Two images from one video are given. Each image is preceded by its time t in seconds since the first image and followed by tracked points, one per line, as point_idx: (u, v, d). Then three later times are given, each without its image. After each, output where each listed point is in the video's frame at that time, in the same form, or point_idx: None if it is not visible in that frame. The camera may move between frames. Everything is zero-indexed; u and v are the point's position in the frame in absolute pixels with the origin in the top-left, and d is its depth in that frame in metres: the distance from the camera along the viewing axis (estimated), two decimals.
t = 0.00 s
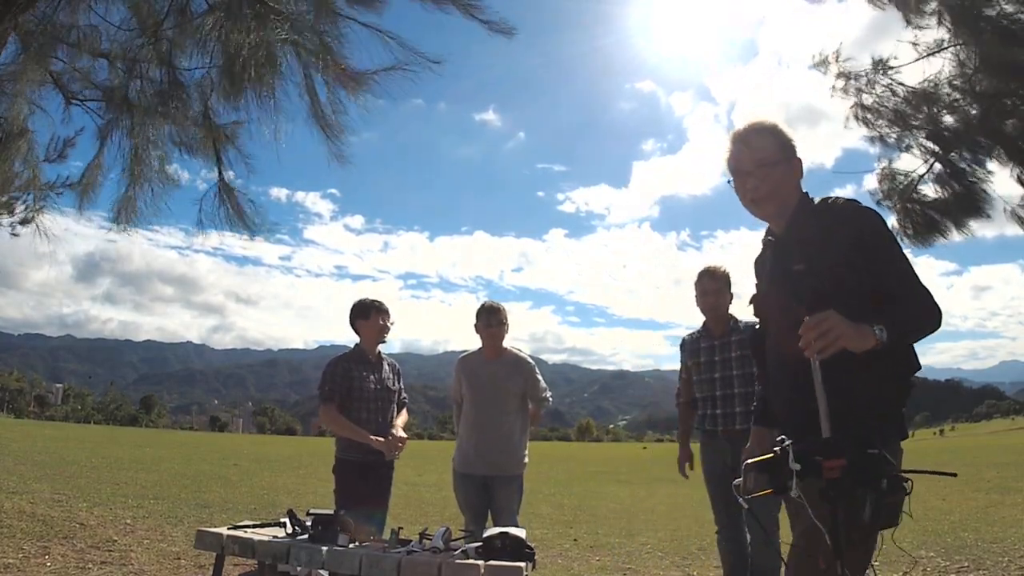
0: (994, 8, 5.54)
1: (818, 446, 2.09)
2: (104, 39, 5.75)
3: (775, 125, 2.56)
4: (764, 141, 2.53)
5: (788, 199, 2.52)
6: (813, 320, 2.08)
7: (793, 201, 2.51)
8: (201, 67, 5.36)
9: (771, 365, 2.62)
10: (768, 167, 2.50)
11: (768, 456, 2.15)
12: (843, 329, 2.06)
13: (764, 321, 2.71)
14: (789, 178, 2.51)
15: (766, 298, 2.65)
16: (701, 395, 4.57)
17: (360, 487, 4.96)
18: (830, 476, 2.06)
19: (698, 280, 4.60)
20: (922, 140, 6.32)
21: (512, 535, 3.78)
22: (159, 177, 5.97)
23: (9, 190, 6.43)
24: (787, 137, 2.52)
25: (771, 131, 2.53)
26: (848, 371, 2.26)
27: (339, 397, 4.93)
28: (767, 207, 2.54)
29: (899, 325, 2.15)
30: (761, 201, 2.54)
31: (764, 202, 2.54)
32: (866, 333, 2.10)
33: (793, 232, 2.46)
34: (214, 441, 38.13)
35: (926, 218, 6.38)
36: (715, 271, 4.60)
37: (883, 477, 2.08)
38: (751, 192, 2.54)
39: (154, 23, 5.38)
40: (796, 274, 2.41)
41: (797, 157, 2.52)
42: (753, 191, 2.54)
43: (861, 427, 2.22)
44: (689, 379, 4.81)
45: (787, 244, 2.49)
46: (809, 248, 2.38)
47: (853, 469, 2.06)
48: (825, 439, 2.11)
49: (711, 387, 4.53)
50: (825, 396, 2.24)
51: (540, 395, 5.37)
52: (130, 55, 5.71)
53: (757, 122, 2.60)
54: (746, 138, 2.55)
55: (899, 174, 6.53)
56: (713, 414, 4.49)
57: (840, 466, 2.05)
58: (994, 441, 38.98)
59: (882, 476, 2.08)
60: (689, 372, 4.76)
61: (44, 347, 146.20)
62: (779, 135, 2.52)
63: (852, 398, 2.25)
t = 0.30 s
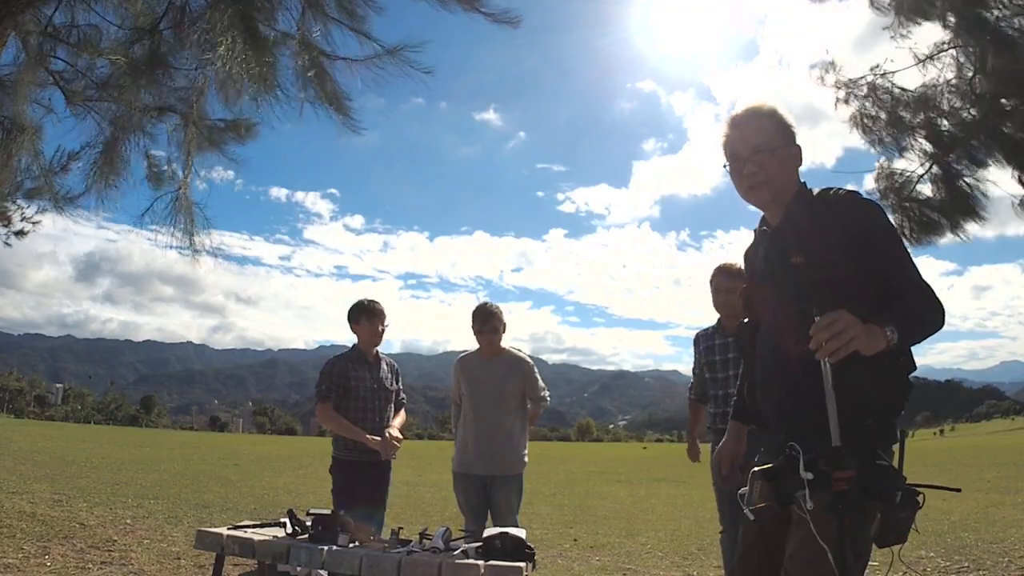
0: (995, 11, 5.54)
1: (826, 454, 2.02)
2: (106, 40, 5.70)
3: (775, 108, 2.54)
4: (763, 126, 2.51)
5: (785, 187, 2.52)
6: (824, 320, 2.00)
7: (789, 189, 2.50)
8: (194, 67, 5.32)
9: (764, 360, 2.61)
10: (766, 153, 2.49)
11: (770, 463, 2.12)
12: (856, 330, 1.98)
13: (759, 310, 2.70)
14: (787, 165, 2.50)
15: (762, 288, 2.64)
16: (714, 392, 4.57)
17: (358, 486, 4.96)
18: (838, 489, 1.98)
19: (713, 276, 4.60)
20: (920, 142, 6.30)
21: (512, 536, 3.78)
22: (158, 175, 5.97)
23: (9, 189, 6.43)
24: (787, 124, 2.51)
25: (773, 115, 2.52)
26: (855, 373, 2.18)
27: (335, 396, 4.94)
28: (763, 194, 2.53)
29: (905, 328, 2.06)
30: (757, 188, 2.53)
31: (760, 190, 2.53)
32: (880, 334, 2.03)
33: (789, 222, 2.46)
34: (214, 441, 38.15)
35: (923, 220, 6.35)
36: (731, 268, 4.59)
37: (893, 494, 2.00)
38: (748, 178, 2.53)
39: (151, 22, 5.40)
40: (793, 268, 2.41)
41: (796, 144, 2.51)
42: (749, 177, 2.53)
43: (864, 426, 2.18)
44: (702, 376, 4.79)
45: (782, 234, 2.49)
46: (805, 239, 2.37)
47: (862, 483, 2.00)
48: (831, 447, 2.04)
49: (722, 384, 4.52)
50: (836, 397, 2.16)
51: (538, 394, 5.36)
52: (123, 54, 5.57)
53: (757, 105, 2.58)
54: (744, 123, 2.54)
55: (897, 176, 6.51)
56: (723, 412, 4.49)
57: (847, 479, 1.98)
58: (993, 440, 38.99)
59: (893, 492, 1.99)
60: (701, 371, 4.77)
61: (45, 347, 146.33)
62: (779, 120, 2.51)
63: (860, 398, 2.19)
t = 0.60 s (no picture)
0: (997, 11, 5.54)
1: (814, 448, 2.02)
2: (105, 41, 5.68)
3: (773, 101, 2.52)
4: (759, 118, 2.51)
5: (779, 182, 2.53)
6: (822, 311, 1.97)
7: (783, 184, 2.51)
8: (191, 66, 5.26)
9: (757, 356, 2.61)
10: (761, 146, 2.49)
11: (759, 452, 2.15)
12: (853, 324, 1.96)
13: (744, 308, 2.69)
14: (781, 160, 2.50)
15: (751, 284, 2.63)
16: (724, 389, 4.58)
17: (356, 486, 4.96)
18: (824, 482, 1.96)
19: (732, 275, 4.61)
20: (920, 142, 6.30)
21: (512, 536, 3.78)
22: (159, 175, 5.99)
23: (11, 190, 6.44)
24: (784, 117, 2.51)
25: (772, 108, 2.50)
26: (848, 368, 2.18)
27: (333, 395, 4.95)
28: (757, 187, 2.53)
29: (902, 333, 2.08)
30: (752, 181, 2.53)
31: (755, 182, 2.53)
32: (874, 330, 2.02)
33: (784, 218, 2.46)
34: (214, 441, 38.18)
35: (920, 221, 6.32)
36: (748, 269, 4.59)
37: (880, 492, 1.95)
38: (744, 169, 2.53)
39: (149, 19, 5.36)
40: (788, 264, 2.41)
41: (791, 138, 2.51)
42: (743, 169, 2.53)
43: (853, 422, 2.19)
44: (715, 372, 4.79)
45: (777, 228, 2.49)
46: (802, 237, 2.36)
47: (851, 477, 1.96)
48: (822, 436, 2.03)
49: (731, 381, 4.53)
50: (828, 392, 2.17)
51: (537, 393, 5.37)
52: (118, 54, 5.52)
53: (755, 96, 2.56)
54: (740, 115, 2.54)
55: (896, 177, 6.51)
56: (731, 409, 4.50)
57: (835, 473, 1.95)
58: (993, 440, 38.99)
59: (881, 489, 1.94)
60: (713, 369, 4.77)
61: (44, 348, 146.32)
62: (776, 112, 2.50)
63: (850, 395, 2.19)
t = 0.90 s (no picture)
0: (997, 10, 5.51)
1: (805, 431, 2.01)
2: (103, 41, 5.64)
3: (751, 114, 2.51)
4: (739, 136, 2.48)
5: (761, 197, 2.52)
6: (815, 296, 1.99)
7: (765, 198, 2.51)
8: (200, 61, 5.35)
9: (741, 360, 2.61)
10: (742, 165, 2.48)
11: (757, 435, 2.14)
12: (844, 312, 1.98)
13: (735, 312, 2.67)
14: (761, 176, 2.49)
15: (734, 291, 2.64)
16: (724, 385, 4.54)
17: (354, 485, 4.96)
18: (812, 463, 1.96)
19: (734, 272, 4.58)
20: (922, 143, 6.30)
21: (512, 536, 3.77)
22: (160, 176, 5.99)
23: (12, 190, 6.44)
24: (761, 132, 2.49)
25: (750, 120, 2.49)
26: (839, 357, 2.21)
27: (333, 394, 4.95)
28: (740, 204, 2.52)
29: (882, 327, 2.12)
30: (736, 198, 2.52)
31: (738, 200, 2.52)
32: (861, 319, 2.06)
33: (769, 232, 2.47)
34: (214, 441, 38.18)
35: (925, 221, 6.40)
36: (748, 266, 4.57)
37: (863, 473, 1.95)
38: (726, 189, 2.52)
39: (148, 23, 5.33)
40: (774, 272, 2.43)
41: (770, 153, 2.50)
42: (726, 188, 2.51)
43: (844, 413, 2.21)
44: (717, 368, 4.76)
45: (761, 241, 2.50)
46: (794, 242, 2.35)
47: (838, 461, 1.95)
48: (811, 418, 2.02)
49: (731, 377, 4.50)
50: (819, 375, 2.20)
51: (536, 393, 5.37)
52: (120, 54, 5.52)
53: (730, 113, 2.54)
54: (719, 133, 2.51)
55: (900, 177, 6.54)
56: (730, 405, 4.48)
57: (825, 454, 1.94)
58: (993, 440, 39.00)
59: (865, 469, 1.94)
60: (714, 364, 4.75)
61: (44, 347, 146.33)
62: (753, 129, 2.48)
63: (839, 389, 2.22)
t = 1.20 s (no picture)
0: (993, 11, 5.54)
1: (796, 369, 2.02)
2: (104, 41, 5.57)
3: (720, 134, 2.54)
4: (712, 156, 2.51)
5: (735, 212, 2.56)
6: (804, 242, 2.05)
7: (739, 213, 2.56)
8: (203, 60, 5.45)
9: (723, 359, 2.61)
10: (718, 184, 2.51)
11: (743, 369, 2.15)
12: (832, 256, 2.04)
13: (734, 306, 2.58)
14: (735, 193, 2.53)
15: (716, 292, 2.67)
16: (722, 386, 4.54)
17: (354, 485, 4.96)
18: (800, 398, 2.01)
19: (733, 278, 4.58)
20: (922, 141, 6.31)
21: (512, 536, 3.77)
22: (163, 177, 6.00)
23: (12, 190, 6.43)
24: (731, 151, 2.52)
25: (720, 143, 2.51)
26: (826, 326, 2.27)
27: (334, 394, 4.94)
28: (717, 222, 2.56)
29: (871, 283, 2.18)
30: (713, 216, 2.55)
31: (716, 218, 2.55)
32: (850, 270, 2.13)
33: (749, 242, 2.53)
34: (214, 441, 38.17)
35: (926, 220, 6.39)
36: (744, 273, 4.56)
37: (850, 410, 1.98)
38: (704, 208, 2.54)
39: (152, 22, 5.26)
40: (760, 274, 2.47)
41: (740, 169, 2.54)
42: (704, 207, 2.54)
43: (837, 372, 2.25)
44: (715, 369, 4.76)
45: (741, 252, 2.56)
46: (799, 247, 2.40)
47: (826, 396, 1.99)
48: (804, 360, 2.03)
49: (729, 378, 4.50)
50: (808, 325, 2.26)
51: (536, 393, 5.37)
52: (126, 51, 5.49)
53: (699, 133, 2.55)
54: (694, 155, 2.52)
55: (901, 175, 6.54)
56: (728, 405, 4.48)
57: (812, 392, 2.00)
58: (993, 440, 39.00)
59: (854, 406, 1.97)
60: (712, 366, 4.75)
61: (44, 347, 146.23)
62: (725, 147, 2.51)
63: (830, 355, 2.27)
